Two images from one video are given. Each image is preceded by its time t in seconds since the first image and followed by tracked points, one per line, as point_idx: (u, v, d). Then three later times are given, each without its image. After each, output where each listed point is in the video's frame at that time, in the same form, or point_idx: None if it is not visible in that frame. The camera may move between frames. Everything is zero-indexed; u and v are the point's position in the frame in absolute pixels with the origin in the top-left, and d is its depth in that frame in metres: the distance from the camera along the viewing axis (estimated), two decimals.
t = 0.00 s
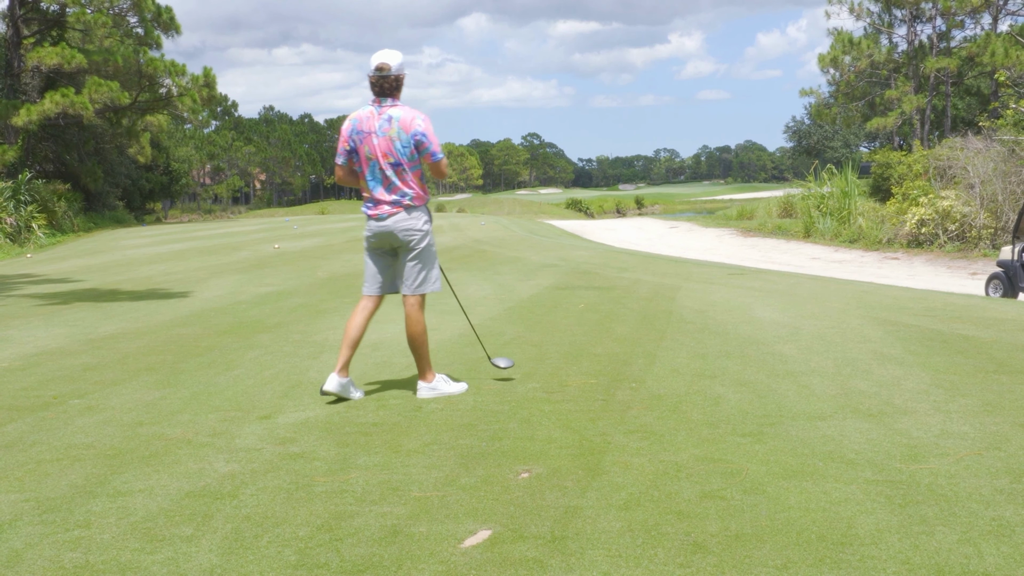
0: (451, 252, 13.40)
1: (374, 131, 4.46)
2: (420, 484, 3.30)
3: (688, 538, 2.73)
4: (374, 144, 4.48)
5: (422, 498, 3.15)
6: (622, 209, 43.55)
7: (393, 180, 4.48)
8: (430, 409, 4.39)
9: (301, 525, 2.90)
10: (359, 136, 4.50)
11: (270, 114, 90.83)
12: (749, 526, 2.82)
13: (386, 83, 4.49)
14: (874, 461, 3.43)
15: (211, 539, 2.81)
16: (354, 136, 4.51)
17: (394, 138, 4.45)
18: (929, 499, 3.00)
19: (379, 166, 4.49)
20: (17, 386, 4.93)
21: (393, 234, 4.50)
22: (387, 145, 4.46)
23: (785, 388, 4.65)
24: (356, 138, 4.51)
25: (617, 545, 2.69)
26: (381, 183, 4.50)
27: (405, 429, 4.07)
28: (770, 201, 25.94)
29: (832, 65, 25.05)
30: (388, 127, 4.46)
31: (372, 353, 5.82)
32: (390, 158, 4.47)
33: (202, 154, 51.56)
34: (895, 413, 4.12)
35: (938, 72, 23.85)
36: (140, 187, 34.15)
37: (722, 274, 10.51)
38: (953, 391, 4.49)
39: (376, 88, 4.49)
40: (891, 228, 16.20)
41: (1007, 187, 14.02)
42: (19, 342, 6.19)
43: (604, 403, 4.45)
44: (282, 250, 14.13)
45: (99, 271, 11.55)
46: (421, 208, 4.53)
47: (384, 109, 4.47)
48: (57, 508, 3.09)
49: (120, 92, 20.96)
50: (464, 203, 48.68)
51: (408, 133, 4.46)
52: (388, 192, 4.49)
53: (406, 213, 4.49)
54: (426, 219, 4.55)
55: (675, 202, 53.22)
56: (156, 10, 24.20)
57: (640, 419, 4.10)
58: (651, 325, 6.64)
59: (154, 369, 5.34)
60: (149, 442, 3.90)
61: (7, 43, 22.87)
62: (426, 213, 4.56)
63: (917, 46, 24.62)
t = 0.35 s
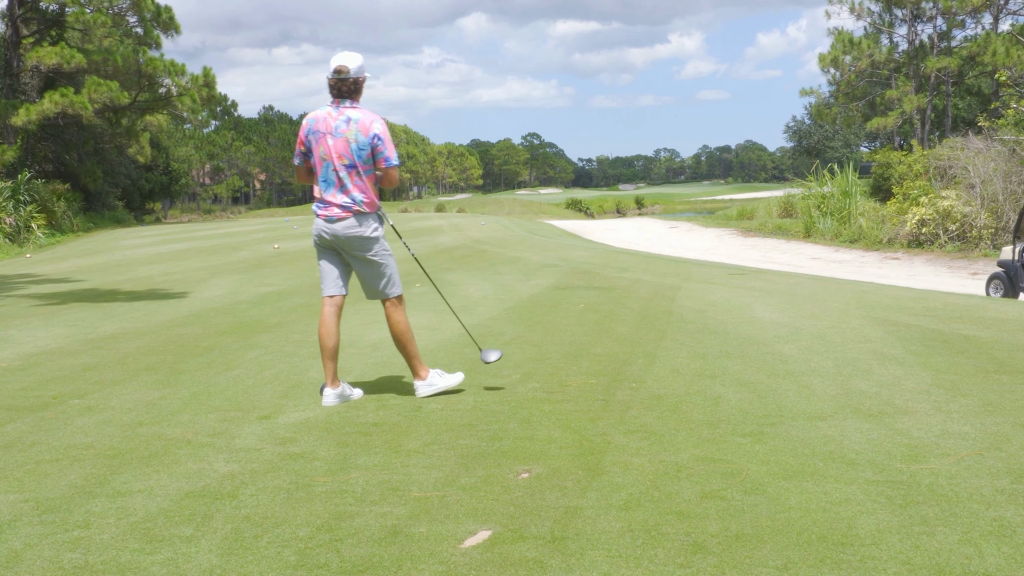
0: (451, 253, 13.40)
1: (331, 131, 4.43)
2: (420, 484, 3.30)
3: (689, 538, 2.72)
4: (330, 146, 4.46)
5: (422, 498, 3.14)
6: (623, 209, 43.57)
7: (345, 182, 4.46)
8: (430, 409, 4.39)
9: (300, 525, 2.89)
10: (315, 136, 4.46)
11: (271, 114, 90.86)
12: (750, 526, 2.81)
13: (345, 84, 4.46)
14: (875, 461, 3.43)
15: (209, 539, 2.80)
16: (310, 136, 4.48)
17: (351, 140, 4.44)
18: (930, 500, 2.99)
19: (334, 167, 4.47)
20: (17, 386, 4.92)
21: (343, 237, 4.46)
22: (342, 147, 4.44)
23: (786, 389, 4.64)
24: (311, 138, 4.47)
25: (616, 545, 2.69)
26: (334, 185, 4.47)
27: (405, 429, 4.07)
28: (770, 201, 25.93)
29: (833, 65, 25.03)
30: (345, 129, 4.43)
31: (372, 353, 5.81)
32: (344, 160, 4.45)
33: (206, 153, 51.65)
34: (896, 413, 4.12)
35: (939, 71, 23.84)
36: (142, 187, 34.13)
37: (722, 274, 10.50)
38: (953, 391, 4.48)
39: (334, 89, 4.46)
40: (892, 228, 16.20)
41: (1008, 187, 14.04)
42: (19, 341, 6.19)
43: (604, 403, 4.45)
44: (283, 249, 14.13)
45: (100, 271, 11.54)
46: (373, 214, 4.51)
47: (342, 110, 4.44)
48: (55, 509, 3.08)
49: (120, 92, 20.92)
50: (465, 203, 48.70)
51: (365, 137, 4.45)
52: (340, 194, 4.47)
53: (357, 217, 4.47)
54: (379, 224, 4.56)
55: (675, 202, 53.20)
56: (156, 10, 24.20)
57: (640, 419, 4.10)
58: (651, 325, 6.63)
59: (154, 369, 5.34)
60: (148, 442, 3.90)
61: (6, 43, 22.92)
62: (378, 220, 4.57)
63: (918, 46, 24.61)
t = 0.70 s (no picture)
0: (451, 253, 13.50)
1: (290, 133, 4.45)
2: (422, 480, 3.39)
3: (687, 534, 2.81)
4: (292, 147, 4.46)
5: (425, 494, 3.23)
6: (622, 210, 43.73)
7: (301, 184, 4.41)
8: (432, 406, 4.48)
9: (305, 521, 2.98)
10: (288, 139, 4.52)
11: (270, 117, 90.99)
12: (746, 522, 2.90)
13: (304, 85, 4.41)
14: (868, 458, 3.52)
15: (215, 535, 2.89)
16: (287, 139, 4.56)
17: (298, 141, 4.37)
18: (923, 496, 3.08)
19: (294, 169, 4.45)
20: (25, 384, 5.00)
21: (302, 236, 4.48)
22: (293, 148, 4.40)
23: (781, 387, 4.72)
24: (287, 142, 4.55)
25: (615, 540, 2.78)
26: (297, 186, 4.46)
27: (407, 426, 4.16)
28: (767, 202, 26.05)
29: (827, 69, 25.19)
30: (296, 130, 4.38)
31: (374, 352, 5.89)
32: (297, 161, 4.40)
33: (206, 155, 51.81)
34: (889, 411, 4.21)
35: (932, 74, 24.01)
36: (146, 189, 34.24)
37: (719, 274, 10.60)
38: (946, 390, 4.56)
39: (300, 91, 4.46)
40: (886, 229, 16.31)
41: (999, 189, 14.13)
42: (27, 341, 6.27)
43: (603, 401, 4.54)
44: (285, 250, 14.23)
45: (106, 272, 11.63)
46: (322, 215, 4.39)
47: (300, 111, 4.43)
48: (64, 505, 3.16)
49: (127, 95, 21.03)
50: (464, 204, 48.91)
51: (305, 137, 4.32)
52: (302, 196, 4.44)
53: (311, 217, 4.40)
54: (329, 225, 4.40)
55: (672, 204, 53.34)
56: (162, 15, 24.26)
57: (638, 416, 4.19)
58: (648, 324, 6.72)
59: (160, 368, 5.42)
60: (155, 439, 3.98)
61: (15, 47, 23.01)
62: (332, 220, 4.40)
63: (911, 51, 24.60)
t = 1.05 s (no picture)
0: (451, 253, 13.50)
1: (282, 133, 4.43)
2: (422, 480, 3.38)
3: (687, 534, 2.81)
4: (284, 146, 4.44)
5: (424, 495, 3.23)
6: (622, 210, 43.76)
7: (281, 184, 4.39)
8: (431, 406, 4.48)
9: (305, 521, 2.98)
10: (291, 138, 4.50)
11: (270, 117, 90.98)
12: (746, 522, 2.90)
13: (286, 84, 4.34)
14: (869, 458, 3.52)
15: (215, 535, 2.89)
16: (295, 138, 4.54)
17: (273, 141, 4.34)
18: (923, 496, 3.08)
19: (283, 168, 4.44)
20: (25, 385, 5.00)
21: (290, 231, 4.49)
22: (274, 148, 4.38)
23: (781, 387, 4.72)
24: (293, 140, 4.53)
25: (615, 541, 2.78)
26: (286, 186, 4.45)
27: (407, 426, 4.16)
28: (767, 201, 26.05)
29: (827, 69, 25.22)
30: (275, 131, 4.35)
31: (373, 352, 5.89)
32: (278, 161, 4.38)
33: (206, 155, 51.83)
34: (889, 411, 4.21)
35: (932, 74, 24.01)
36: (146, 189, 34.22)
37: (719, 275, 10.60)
38: (946, 390, 4.56)
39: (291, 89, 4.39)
40: (886, 229, 16.31)
41: (999, 189, 14.12)
42: (26, 341, 6.27)
43: (603, 401, 4.53)
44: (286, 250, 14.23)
45: (106, 272, 11.62)
46: (288, 217, 4.30)
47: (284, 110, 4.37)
48: (64, 505, 3.16)
49: (127, 95, 21.04)
50: (465, 204, 48.91)
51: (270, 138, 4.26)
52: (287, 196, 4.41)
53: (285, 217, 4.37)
54: (291, 229, 4.29)
55: (672, 204, 53.34)
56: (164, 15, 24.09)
57: (638, 416, 4.19)
58: (649, 324, 6.71)
59: (159, 368, 5.42)
60: (155, 439, 3.98)
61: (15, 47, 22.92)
62: (293, 225, 4.28)
63: (911, 51, 24.61)
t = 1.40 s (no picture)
0: (451, 253, 13.49)
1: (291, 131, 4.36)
2: (422, 480, 3.38)
3: (687, 534, 2.81)
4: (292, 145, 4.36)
5: (424, 495, 3.23)
6: (622, 211, 43.77)
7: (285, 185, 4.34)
8: (431, 406, 4.48)
9: (305, 521, 2.98)
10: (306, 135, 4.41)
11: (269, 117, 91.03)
12: (746, 523, 2.90)
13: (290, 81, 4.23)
14: (869, 459, 3.51)
15: (215, 535, 2.88)
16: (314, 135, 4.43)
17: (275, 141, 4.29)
18: (923, 497, 3.08)
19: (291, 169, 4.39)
20: (25, 384, 5.00)
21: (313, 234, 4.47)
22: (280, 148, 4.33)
23: (782, 387, 4.71)
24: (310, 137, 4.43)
25: (614, 541, 2.77)
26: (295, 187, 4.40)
27: (407, 426, 4.15)
28: (767, 201, 26.07)
29: (828, 69, 25.24)
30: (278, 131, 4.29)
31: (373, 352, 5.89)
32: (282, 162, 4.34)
33: (206, 155, 51.85)
34: (890, 411, 4.20)
35: (933, 74, 24.02)
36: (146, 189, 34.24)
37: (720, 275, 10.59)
38: (946, 390, 4.56)
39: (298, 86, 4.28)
40: (886, 229, 16.30)
41: (1000, 189, 14.12)
42: (26, 341, 6.27)
43: (603, 401, 4.53)
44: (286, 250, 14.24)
45: (105, 272, 11.62)
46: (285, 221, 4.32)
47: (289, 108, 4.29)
48: (64, 505, 3.16)
49: (126, 95, 21.02)
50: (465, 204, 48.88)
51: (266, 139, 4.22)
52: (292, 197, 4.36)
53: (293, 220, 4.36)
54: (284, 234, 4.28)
55: (672, 204, 53.37)
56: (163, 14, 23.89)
57: (638, 417, 4.18)
58: (648, 324, 6.71)
59: (159, 368, 5.42)
60: (155, 439, 3.98)
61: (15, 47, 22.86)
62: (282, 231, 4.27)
63: (911, 50, 24.62)
